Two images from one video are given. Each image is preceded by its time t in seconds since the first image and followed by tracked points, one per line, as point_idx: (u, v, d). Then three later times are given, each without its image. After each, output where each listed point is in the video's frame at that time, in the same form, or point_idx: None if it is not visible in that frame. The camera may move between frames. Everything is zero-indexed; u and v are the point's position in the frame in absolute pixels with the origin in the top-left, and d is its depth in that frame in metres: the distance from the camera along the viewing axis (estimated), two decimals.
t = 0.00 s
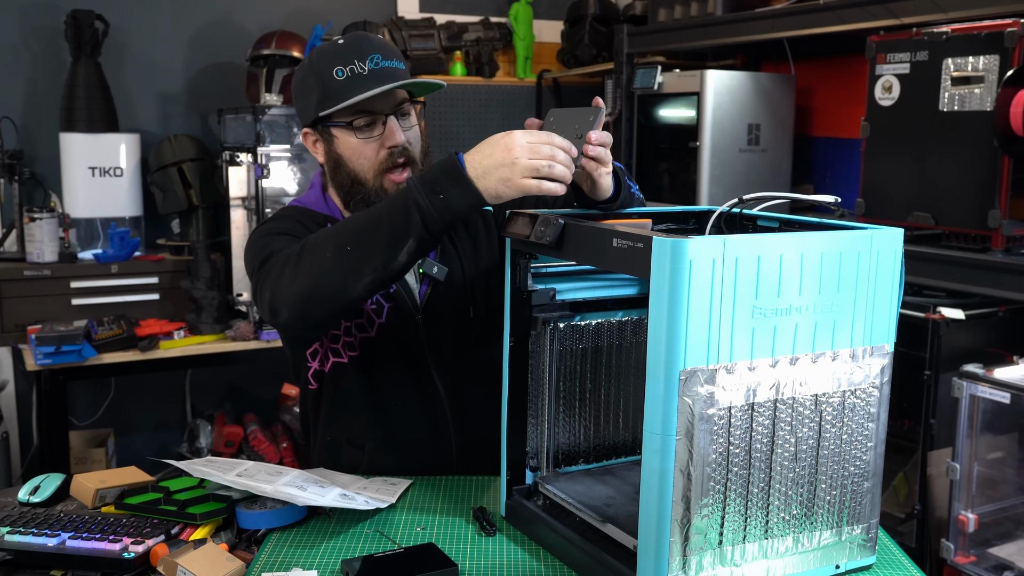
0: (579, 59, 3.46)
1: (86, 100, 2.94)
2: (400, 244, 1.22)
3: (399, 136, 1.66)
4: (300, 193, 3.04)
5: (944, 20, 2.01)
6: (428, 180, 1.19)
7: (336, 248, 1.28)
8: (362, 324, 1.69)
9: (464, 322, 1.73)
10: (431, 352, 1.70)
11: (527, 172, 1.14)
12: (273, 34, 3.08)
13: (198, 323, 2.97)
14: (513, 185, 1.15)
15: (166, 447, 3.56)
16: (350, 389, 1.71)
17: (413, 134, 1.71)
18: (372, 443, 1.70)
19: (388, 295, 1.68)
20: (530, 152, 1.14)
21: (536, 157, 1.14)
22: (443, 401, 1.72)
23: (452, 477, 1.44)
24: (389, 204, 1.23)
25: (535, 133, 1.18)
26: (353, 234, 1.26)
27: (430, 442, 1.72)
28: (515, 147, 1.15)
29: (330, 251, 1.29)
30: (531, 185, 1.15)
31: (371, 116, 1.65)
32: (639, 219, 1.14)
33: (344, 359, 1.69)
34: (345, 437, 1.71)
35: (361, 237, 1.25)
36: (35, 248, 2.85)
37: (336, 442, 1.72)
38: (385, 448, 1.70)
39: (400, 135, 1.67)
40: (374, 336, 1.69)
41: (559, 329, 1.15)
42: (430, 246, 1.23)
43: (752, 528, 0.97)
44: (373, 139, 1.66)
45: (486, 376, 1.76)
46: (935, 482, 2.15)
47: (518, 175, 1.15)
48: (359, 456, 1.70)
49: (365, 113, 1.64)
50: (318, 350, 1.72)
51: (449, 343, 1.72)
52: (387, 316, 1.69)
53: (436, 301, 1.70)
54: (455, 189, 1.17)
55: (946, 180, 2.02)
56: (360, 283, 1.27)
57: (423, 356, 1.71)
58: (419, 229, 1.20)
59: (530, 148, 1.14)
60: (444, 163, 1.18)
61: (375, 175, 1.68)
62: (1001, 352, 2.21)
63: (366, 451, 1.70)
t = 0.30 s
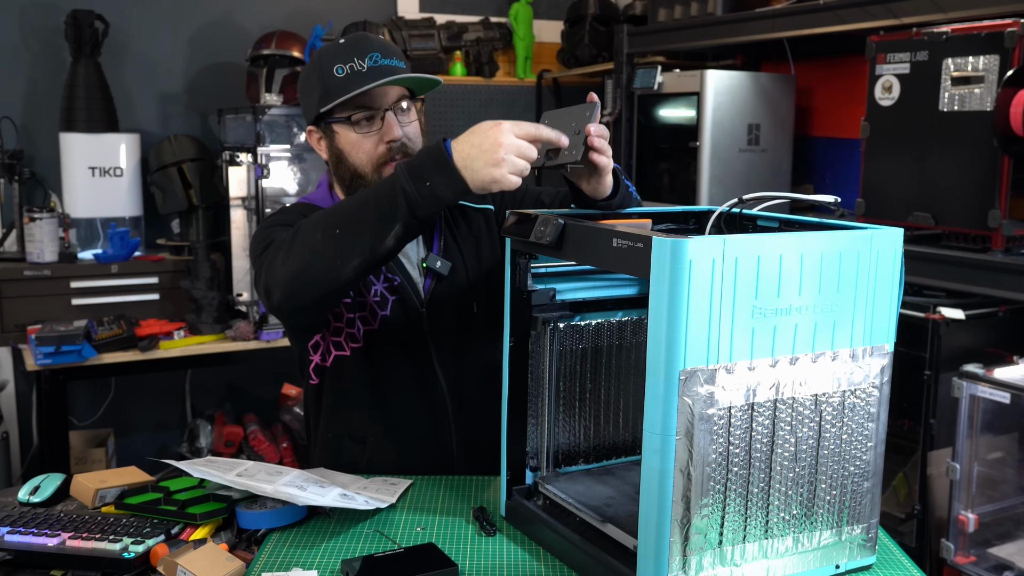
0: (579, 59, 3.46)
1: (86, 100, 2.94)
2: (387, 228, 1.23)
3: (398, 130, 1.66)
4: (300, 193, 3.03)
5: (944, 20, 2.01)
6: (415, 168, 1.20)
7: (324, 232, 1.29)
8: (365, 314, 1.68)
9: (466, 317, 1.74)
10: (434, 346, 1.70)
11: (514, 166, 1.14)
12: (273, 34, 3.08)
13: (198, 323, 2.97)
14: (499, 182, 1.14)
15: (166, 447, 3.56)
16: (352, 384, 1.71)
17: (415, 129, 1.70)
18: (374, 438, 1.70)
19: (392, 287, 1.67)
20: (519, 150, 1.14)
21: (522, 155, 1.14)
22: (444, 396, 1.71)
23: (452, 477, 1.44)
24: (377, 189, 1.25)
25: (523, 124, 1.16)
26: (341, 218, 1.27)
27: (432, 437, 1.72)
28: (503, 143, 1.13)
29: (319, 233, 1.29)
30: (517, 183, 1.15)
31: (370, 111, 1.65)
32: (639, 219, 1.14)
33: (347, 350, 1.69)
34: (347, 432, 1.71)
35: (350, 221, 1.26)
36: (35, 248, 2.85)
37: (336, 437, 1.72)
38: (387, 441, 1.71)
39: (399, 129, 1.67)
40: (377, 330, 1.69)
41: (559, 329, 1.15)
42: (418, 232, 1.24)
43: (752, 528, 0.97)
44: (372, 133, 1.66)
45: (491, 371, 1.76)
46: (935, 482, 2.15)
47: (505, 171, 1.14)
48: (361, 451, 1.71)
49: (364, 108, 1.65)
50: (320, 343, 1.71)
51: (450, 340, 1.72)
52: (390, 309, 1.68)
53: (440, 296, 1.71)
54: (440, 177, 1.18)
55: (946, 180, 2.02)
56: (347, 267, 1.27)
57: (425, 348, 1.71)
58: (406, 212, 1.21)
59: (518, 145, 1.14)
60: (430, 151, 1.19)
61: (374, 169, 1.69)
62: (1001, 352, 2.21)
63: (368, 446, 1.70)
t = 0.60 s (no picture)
0: (579, 59, 3.46)
1: (86, 100, 2.94)
2: (408, 227, 1.23)
3: (383, 126, 1.67)
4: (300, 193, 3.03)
5: (944, 20, 2.01)
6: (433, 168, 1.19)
7: (343, 230, 1.28)
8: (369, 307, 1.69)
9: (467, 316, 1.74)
10: (434, 344, 1.71)
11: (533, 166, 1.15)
12: (273, 34, 3.08)
13: (198, 323, 2.97)
14: (520, 184, 1.16)
15: (166, 447, 3.56)
16: (351, 381, 1.70)
17: (406, 128, 1.71)
18: (374, 435, 1.70)
19: (394, 284, 1.68)
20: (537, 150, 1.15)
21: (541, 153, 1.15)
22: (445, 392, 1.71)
23: (452, 477, 1.44)
24: (394, 187, 1.24)
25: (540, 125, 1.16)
26: (360, 215, 1.26)
27: (431, 434, 1.72)
28: (525, 147, 1.14)
29: (338, 230, 1.28)
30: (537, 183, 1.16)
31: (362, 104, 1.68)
32: (639, 219, 1.14)
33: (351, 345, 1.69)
34: (347, 428, 1.71)
35: (369, 219, 1.25)
36: (35, 248, 2.85)
37: (336, 434, 1.71)
38: (387, 438, 1.70)
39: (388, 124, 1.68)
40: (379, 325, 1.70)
41: (559, 329, 1.15)
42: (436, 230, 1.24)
43: (752, 528, 0.97)
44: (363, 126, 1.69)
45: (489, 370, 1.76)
46: (935, 482, 2.15)
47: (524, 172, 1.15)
48: (361, 447, 1.70)
49: (359, 100, 1.68)
50: (322, 336, 1.70)
51: (451, 337, 1.72)
52: (393, 305, 1.69)
53: (441, 295, 1.71)
54: (460, 176, 1.17)
55: (946, 180, 2.02)
56: (367, 266, 1.27)
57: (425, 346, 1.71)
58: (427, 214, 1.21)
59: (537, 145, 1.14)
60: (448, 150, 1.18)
61: (362, 162, 1.70)
62: (1001, 352, 2.21)
63: (368, 442, 1.70)
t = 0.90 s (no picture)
0: (579, 59, 3.46)
1: (86, 100, 2.94)
2: (414, 237, 1.23)
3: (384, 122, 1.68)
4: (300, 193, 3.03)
5: (944, 20, 2.01)
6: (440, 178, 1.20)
7: (348, 239, 1.27)
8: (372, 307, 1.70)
9: (468, 317, 1.74)
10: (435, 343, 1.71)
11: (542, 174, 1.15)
12: (273, 34, 3.08)
13: (198, 323, 2.97)
14: (530, 193, 1.16)
15: (166, 447, 3.56)
16: (351, 380, 1.70)
17: (411, 128, 1.71)
18: (374, 433, 1.69)
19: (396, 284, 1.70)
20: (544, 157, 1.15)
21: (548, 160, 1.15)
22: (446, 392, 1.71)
23: (452, 477, 1.44)
24: (401, 197, 1.24)
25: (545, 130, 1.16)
26: (367, 224, 1.26)
27: (431, 432, 1.71)
28: (532, 156, 1.14)
29: (343, 239, 1.28)
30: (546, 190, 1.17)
31: (367, 100, 1.68)
32: (639, 219, 1.14)
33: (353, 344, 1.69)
34: (346, 427, 1.71)
35: (375, 227, 1.25)
36: (35, 248, 2.85)
37: (336, 433, 1.71)
38: (387, 436, 1.70)
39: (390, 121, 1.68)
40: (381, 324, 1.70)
41: (559, 329, 1.15)
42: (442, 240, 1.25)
43: (752, 528, 0.97)
44: (367, 121, 1.69)
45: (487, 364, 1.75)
46: (935, 482, 2.15)
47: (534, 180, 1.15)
48: (361, 446, 1.70)
49: (365, 96, 1.68)
50: (324, 334, 1.70)
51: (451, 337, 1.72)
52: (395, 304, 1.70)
53: (442, 295, 1.71)
54: (466, 189, 1.18)
55: (946, 180, 2.02)
56: (373, 275, 1.27)
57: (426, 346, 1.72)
58: (434, 223, 1.22)
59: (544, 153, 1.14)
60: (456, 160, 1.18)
61: (361, 156, 1.70)
62: (1001, 352, 2.21)
63: (368, 441, 1.69)
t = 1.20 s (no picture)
0: (579, 59, 3.46)
1: (86, 100, 2.94)
2: (431, 244, 1.24)
3: (384, 123, 1.68)
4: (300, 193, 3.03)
5: (944, 20, 2.01)
6: (448, 183, 1.21)
7: (366, 253, 1.28)
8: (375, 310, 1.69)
9: (470, 316, 1.74)
10: (437, 343, 1.71)
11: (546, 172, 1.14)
12: (273, 34, 3.08)
13: (198, 323, 2.97)
14: (537, 190, 1.15)
15: (166, 447, 3.56)
16: (351, 381, 1.70)
17: (411, 128, 1.71)
18: (375, 434, 1.69)
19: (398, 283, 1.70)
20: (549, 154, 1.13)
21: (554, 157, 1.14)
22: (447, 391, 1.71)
23: (452, 477, 1.44)
24: (410, 208, 1.25)
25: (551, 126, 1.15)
26: (382, 238, 1.27)
27: (432, 431, 1.71)
28: (537, 153, 1.13)
29: (360, 254, 1.28)
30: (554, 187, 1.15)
31: (368, 101, 1.68)
32: (639, 219, 1.14)
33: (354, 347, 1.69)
34: (346, 428, 1.70)
35: (392, 241, 1.26)
36: (35, 247, 2.85)
37: (337, 432, 1.71)
38: (387, 437, 1.69)
39: (390, 122, 1.68)
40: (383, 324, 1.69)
41: (559, 329, 1.15)
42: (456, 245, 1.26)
43: (752, 528, 0.97)
44: (367, 122, 1.69)
45: (488, 361, 1.75)
46: (935, 482, 2.15)
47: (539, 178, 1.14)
48: (361, 447, 1.69)
49: (365, 96, 1.68)
50: (330, 336, 1.71)
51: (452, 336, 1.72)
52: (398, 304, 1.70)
53: (445, 296, 1.72)
54: (475, 190, 1.19)
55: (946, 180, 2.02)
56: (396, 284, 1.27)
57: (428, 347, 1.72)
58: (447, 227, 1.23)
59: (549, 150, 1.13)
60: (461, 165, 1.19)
61: (362, 158, 1.70)
62: (1001, 352, 2.21)
63: (369, 443, 1.69)
